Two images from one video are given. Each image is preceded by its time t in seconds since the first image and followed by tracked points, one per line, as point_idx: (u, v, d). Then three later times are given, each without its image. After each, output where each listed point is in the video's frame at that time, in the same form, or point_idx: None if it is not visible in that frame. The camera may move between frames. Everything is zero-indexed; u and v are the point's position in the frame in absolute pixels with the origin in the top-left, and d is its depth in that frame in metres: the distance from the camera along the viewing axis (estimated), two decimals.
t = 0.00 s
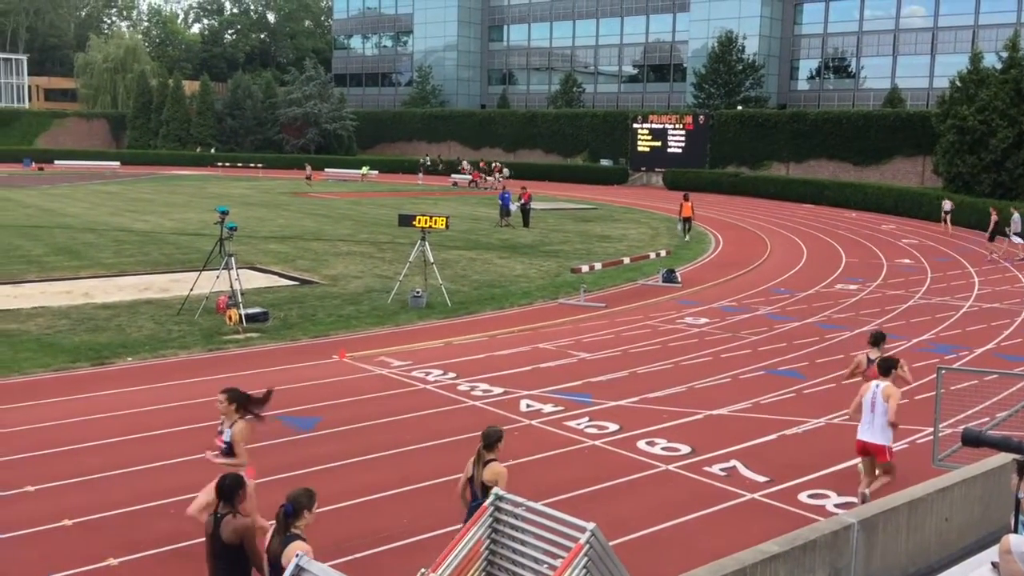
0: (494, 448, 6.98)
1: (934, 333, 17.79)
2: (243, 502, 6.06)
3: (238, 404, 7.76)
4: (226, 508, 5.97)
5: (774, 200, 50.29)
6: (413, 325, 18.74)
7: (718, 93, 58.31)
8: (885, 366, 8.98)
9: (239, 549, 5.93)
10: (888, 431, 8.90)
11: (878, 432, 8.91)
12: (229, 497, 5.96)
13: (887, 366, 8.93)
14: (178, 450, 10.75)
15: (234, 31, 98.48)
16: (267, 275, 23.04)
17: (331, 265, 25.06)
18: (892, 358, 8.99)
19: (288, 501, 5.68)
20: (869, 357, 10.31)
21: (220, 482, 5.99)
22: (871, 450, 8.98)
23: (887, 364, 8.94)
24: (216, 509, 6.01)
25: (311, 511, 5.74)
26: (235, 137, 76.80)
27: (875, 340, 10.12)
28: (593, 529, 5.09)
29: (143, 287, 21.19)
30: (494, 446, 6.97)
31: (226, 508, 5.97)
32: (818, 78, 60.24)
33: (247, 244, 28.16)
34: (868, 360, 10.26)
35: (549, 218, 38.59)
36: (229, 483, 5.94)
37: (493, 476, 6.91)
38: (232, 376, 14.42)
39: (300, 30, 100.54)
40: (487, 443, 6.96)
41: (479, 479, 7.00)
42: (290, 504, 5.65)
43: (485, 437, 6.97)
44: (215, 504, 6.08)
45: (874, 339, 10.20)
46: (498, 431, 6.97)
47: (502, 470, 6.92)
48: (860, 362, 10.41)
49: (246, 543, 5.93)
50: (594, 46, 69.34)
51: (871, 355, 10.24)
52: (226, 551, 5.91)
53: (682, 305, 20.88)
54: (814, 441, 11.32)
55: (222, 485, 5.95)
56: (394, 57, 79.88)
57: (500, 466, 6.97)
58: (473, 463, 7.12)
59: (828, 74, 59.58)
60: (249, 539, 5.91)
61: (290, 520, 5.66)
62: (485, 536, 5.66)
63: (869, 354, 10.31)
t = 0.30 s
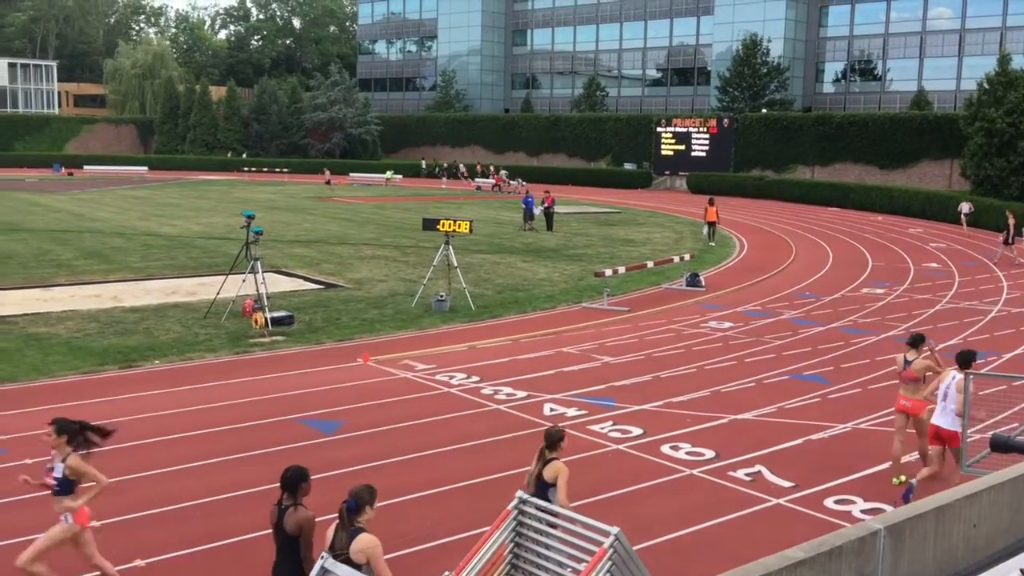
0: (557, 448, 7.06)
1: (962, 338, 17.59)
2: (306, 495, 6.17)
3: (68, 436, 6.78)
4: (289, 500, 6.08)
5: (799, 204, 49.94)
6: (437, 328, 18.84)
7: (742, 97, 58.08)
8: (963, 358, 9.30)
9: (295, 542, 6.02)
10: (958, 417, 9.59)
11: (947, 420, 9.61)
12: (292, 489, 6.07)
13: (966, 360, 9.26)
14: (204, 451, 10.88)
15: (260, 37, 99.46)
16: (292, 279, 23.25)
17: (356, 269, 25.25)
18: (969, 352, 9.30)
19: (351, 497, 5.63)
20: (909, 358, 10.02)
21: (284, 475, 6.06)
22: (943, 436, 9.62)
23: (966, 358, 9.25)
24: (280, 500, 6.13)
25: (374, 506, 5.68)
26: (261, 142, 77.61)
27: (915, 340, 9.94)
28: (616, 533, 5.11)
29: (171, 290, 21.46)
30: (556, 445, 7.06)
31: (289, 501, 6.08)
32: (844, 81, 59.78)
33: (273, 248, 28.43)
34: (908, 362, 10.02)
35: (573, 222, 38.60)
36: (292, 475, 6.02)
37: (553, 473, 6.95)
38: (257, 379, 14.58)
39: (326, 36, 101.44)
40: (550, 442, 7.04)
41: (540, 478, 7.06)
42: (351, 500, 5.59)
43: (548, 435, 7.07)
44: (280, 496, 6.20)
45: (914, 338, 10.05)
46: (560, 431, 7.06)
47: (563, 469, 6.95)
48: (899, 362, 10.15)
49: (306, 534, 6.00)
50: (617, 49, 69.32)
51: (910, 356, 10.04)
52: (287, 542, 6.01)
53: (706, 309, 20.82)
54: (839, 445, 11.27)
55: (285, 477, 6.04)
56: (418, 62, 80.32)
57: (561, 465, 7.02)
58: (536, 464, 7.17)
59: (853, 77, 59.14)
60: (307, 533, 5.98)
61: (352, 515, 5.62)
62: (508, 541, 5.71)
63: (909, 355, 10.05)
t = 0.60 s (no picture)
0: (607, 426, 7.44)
1: (988, 342, 17.41)
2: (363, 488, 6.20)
3: None
4: (347, 495, 6.15)
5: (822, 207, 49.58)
6: (459, 331, 18.91)
7: (766, 98, 57.82)
8: None
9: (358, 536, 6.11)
10: None
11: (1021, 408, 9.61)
12: (350, 485, 6.10)
13: None
14: (230, 452, 11.00)
15: (284, 41, 100.18)
16: (315, 281, 23.41)
17: (378, 271, 25.39)
18: None
19: (410, 485, 5.76)
20: (953, 360, 9.70)
21: (342, 471, 6.08)
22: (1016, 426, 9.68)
23: None
24: (338, 494, 6.20)
25: (431, 493, 5.81)
26: (285, 145, 78.18)
27: (958, 342, 9.68)
28: (639, 535, 5.14)
29: (196, 292, 21.68)
30: (607, 422, 7.43)
31: (347, 496, 6.14)
32: (868, 82, 59.30)
33: (297, 251, 28.64)
34: (951, 363, 9.71)
35: (595, 224, 38.57)
36: (351, 471, 6.03)
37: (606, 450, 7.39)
38: (281, 381, 14.70)
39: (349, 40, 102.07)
40: (600, 419, 7.43)
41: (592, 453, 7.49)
42: (410, 488, 5.73)
43: (598, 413, 7.45)
44: (337, 490, 6.27)
45: (955, 338, 9.75)
46: (610, 408, 7.44)
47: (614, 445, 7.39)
48: (941, 364, 9.82)
49: (368, 527, 6.11)
50: (640, 51, 69.19)
51: (953, 357, 9.71)
52: (346, 535, 6.11)
53: (729, 312, 20.75)
54: (864, 449, 11.20)
55: (344, 473, 6.06)
56: (441, 64, 80.62)
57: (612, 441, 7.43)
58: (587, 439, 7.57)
59: (878, 78, 58.67)
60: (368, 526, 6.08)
61: (409, 503, 5.75)
62: (531, 542, 5.74)
63: (952, 356, 9.73)
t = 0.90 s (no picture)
0: (655, 425, 7.49)
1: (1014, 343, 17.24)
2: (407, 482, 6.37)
3: None
4: (394, 489, 6.32)
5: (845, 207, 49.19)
6: (480, 330, 18.97)
7: (788, 98, 57.44)
8: None
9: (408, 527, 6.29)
10: None
11: None
12: (395, 479, 6.26)
13: None
14: (251, 451, 11.12)
15: (306, 42, 100.72)
16: (336, 281, 23.56)
17: (400, 271, 25.51)
18: None
19: (471, 481, 5.96)
20: (991, 359, 9.64)
21: (388, 465, 6.25)
22: None
23: None
24: (384, 489, 6.37)
25: (491, 488, 5.99)
26: (307, 145, 78.57)
27: (996, 341, 9.63)
28: (660, 537, 5.15)
29: (218, 292, 21.88)
30: (654, 423, 7.47)
31: (393, 490, 6.32)
32: (892, 81, 58.78)
33: (318, 251, 28.82)
34: (990, 362, 9.64)
35: (615, 224, 38.50)
36: (396, 466, 6.20)
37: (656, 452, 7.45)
38: (302, 380, 14.82)
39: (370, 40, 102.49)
40: (648, 420, 7.45)
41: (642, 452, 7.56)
42: (472, 482, 5.92)
43: (645, 414, 7.47)
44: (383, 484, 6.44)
45: (993, 337, 9.69)
46: (656, 409, 7.46)
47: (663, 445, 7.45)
48: (978, 363, 9.76)
49: (418, 518, 6.28)
50: (661, 51, 68.96)
51: (991, 356, 9.66)
52: (397, 528, 6.28)
53: (751, 312, 20.68)
54: (887, 451, 11.13)
55: (389, 468, 6.23)
56: (462, 65, 80.78)
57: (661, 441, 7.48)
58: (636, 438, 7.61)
59: (901, 77, 58.15)
60: (418, 519, 6.25)
61: (471, 497, 5.96)
62: (552, 543, 5.75)
63: (990, 355, 9.67)
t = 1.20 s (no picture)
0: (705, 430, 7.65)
1: None
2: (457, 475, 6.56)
3: None
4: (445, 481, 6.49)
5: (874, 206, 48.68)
6: (507, 330, 19.04)
7: (817, 96, 56.90)
8: None
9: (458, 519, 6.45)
10: None
11: None
12: (445, 471, 6.43)
13: None
14: (280, 449, 11.26)
15: (334, 42, 101.31)
16: (364, 281, 23.71)
17: (427, 271, 25.64)
18: None
19: (540, 470, 6.36)
20: None
21: (438, 460, 6.41)
22: None
23: None
24: (436, 481, 6.55)
25: (558, 479, 6.39)
26: (335, 145, 79.04)
27: None
28: (689, 538, 5.17)
29: (248, 291, 22.12)
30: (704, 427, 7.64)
31: (444, 482, 6.48)
32: (923, 79, 58.11)
33: (346, 250, 29.04)
34: None
35: (642, 223, 38.36)
36: (446, 459, 6.37)
37: (707, 453, 7.52)
38: (329, 379, 14.96)
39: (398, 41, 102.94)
40: (699, 423, 7.61)
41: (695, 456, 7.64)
42: (541, 472, 6.32)
43: (697, 418, 7.64)
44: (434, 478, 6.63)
45: None
46: (706, 413, 7.62)
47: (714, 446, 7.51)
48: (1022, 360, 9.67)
49: (469, 511, 6.45)
50: (688, 50, 68.64)
51: None
52: (450, 519, 6.45)
53: (779, 312, 20.56)
54: (918, 453, 11.02)
55: (439, 462, 6.40)
56: (489, 64, 80.94)
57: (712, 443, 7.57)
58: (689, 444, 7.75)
59: (933, 75, 57.46)
60: (469, 510, 6.43)
61: (540, 486, 6.33)
62: (580, 543, 5.76)
63: None
